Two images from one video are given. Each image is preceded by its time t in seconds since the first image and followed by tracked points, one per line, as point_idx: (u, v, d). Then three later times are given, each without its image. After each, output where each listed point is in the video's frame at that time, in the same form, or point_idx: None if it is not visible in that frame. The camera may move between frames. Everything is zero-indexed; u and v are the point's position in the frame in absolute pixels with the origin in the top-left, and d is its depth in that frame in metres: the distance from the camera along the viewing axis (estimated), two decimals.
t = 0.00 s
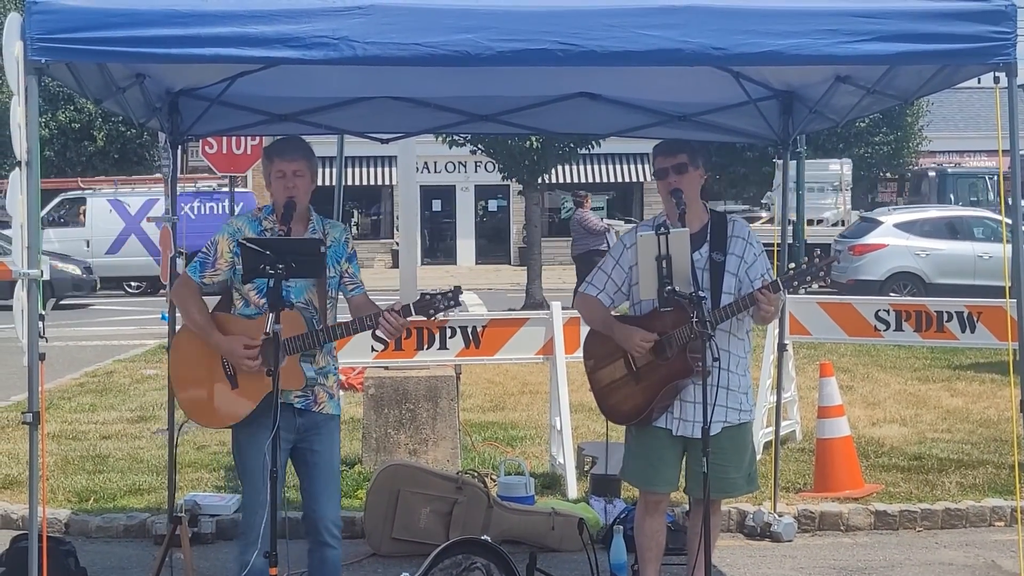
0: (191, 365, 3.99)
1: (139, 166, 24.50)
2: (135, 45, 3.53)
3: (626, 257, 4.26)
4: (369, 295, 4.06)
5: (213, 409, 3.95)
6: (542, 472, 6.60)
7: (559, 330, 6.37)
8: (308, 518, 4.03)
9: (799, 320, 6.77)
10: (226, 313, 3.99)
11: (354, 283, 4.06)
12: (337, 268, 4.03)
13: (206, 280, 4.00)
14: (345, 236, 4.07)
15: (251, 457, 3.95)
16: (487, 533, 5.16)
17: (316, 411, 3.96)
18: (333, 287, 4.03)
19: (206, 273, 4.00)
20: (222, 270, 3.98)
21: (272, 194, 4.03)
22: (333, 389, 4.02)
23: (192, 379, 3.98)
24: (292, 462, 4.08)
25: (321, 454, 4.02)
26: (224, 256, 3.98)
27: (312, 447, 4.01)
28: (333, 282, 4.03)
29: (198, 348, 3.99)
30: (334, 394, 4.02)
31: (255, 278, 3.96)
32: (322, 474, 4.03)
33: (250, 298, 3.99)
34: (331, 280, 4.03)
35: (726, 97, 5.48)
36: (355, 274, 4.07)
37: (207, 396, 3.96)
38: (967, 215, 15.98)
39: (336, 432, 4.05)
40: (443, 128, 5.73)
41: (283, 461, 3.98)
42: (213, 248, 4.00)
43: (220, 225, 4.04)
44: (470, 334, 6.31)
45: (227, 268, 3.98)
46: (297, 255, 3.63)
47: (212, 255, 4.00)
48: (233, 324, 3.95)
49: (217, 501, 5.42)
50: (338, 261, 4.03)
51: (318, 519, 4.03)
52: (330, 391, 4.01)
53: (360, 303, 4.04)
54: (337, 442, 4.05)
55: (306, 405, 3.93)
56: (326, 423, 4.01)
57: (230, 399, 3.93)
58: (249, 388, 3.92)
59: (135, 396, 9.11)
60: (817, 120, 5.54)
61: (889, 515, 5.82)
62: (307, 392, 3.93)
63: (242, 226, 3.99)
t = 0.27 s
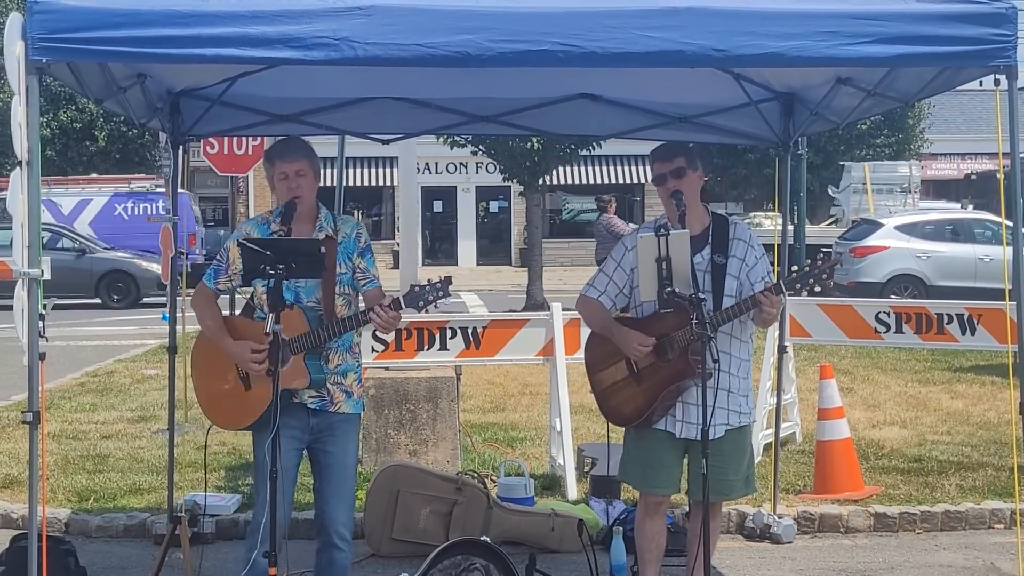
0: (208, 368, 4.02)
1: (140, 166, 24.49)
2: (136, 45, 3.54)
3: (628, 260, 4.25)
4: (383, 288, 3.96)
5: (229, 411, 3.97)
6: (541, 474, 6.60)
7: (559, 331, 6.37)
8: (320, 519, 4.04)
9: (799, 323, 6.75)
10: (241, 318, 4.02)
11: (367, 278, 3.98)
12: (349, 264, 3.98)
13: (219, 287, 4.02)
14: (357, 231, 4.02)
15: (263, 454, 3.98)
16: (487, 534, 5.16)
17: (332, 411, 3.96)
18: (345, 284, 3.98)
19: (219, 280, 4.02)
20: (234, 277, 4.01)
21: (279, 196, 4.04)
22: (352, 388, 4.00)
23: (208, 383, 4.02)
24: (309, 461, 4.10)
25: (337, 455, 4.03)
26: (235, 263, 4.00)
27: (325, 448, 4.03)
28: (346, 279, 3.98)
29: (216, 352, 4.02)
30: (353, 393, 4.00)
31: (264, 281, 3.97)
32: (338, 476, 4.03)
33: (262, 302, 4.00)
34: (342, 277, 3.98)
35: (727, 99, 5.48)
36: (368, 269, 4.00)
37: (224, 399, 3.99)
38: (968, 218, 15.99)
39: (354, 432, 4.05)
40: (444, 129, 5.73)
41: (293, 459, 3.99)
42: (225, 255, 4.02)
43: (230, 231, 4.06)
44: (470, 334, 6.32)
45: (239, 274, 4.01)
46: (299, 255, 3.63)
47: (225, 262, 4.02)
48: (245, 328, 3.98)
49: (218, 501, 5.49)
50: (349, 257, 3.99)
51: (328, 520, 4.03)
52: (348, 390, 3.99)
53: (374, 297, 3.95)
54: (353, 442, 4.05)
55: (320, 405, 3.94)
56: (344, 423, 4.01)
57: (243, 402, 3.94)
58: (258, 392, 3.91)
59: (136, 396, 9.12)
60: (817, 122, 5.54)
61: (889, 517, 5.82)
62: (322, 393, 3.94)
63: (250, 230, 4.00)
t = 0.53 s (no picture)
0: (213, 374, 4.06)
1: (142, 169, 24.42)
2: (136, 49, 3.54)
3: (629, 262, 4.26)
4: (382, 286, 3.93)
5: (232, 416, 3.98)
6: (544, 476, 6.59)
7: (560, 333, 6.36)
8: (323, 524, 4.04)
9: (800, 322, 6.71)
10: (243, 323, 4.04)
11: (367, 278, 3.97)
12: (349, 264, 3.98)
13: (222, 291, 4.05)
14: (357, 232, 4.03)
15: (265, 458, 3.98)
16: (489, 535, 5.16)
17: (335, 412, 3.96)
18: (346, 284, 3.97)
19: (223, 284, 4.05)
20: (236, 280, 4.02)
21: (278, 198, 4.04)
22: (356, 389, 3.99)
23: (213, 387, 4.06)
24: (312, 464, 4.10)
25: (339, 458, 4.02)
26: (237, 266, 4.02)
27: (328, 452, 4.02)
28: (346, 279, 3.97)
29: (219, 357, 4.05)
30: (356, 395, 3.98)
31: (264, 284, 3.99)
32: (341, 480, 4.02)
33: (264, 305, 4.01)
34: (343, 278, 3.97)
35: (728, 100, 5.48)
36: (368, 270, 3.98)
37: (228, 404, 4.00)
38: (969, 217, 15.98)
39: (358, 434, 4.04)
40: (445, 131, 5.73)
41: (295, 460, 3.99)
42: (228, 258, 4.07)
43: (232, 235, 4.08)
44: (472, 336, 6.32)
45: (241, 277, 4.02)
46: (299, 258, 3.63)
47: (228, 266, 4.06)
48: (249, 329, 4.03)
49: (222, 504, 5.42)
50: (349, 258, 3.98)
51: (331, 523, 4.02)
52: (351, 391, 3.98)
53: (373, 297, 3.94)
54: (355, 445, 4.04)
55: (323, 407, 3.94)
56: (347, 424, 4.00)
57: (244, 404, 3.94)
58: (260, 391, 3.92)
59: (138, 399, 9.12)
60: (818, 123, 5.53)
61: (892, 518, 5.81)
62: (323, 394, 3.94)
63: (251, 233, 4.02)
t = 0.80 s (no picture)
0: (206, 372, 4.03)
1: (148, 170, 24.39)
2: (140, 52, 3.55)
3: (632, 262, 4.26)
4: (381, 292, 3.97)
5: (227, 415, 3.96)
6: (548, 477, 6.59)
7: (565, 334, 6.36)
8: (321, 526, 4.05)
9: (805, 323, 6.75)
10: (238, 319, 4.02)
11: (365, 282, 3.99)
12: (349, 268, 4.00)
13: (217, 286, 4.04)
14: (357, 236, 4.05)
15: (265, 459, 3.97)
16: (494, 538, 5.13)
17: (327, 414, 3.97)
18: (344, 288, 4.00)
19: (217, 279, 4.04)
20: (232, 276, 4.03)
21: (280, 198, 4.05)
22: (347, 392, 4.01)
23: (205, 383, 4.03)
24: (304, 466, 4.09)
25: (332, 462, 4.02)
26: (234, 262, 4.03)
27: (322, 455, 4.02)
28: (344, 282, 4.00)
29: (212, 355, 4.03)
30: (348, 398, 4.01)
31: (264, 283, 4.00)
32: (337, 481, 4.03)
33: (260, 302, 4.02)
34: (341, 280, 3.99)
35: (732, 100, 5.47)
36: (367, 274, 4.01)
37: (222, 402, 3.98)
38: (975, 218, 15.95)
39: (348, 437, 4.04)
40: (449, 132, 5.74)
41: (291, 463, 3.98)
42: (224, 253, 4.05)
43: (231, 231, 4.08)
44: (476, 338, 6.32)
45: (238, 274, 4.03)
46: (303, 260, 3.64)
47: (224, 261, 4.06)
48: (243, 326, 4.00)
49: (226, 505, 5.56)
50: (349, 261, 4.01)
51: (329, 526, 4.04)
52: (342, 394, 4.00)
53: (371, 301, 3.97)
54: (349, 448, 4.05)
55: (314, 408, 3.95)
56: (339, 426, 4.01)
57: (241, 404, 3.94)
58: (257, 390, 3.93)
59: (143, 401, 9.13)
60: (823, 123, 5.53)
61: (897, 518, 5.80)
62: (316, 395, 3.94)
63: (251, 231, 4.02)
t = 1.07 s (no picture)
0: (197, 361, 3.98)
1: (150, 170, 23.89)
2: (142, 51, 3.55)
3: (634, 263, 4.27)
4: (381, 299, 4.01)
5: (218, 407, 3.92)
6: (551, 477, 6.59)
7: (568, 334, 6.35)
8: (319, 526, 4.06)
9: (806, 323, 6.71)
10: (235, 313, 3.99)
11: (365, 287, 4.03)
12: (349, 272, 4.02)
13: (215, 280, 4.01)
14: (358, 241, 4.06)
15: (264, 459, 3.95)
16: (497, 537, 5.15)
17: (322, 415, 3.97)
18: (344, 292, 4.02)
19: (215, 272, 4.01)
20: (231, 271, 4.00)
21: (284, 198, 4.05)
22: (341, 395, 4.02)
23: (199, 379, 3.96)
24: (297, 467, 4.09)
25: (330, 460, 4.03)
26: (234, 256, 4.01)
27: (319, 455, 4.02)
28: (344, 286, 4.02)
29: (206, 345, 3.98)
30: (341, 400, 4.02)
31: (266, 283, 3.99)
32: (334, 480, 4.04)
33: (259, 300, 4.00)
34: (341, 285, 4.01)
35: (735, 101, 5.48)
36: (367, 279, 4.05)
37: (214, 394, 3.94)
38: (976, 218, 15.95)
39: (343, 437, 4.05)
40: (451, 132, 5.74)
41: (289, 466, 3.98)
42: (224, 248, 4.03)
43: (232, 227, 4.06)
44: (478, 338, 6.33)
45: (237, 269, 4.00)
46: (305, 260, 3.64)
47: (223, 255, 4.02)
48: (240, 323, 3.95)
49: (227, 506, 5.61)
50: (350, 266, 4.02)
51: (328, 526, 4.04)
52: (337, 396, 4.00)
53: (370, 306, 3.99)
54: (344, 450, 4.07)
55: (310, 409, 3.94)
56: (333, 427, 4.01)
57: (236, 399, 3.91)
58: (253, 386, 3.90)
59: (145, 401, 9.12)
60: (826, 123, 5.53)
61: (899, 518, 5.81)
62: (312, 396, 3.93)
63: (254, 229, 4.00)
